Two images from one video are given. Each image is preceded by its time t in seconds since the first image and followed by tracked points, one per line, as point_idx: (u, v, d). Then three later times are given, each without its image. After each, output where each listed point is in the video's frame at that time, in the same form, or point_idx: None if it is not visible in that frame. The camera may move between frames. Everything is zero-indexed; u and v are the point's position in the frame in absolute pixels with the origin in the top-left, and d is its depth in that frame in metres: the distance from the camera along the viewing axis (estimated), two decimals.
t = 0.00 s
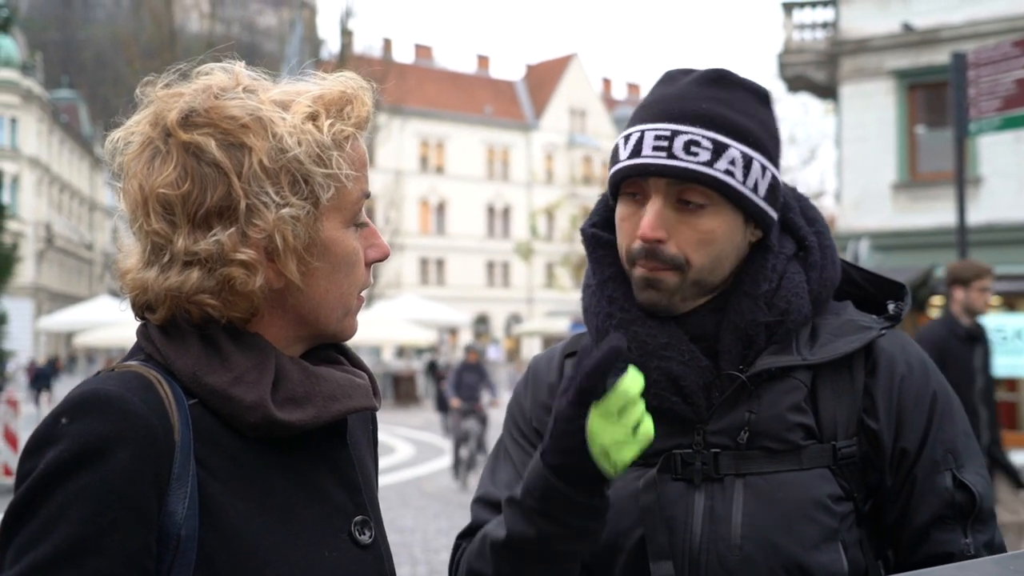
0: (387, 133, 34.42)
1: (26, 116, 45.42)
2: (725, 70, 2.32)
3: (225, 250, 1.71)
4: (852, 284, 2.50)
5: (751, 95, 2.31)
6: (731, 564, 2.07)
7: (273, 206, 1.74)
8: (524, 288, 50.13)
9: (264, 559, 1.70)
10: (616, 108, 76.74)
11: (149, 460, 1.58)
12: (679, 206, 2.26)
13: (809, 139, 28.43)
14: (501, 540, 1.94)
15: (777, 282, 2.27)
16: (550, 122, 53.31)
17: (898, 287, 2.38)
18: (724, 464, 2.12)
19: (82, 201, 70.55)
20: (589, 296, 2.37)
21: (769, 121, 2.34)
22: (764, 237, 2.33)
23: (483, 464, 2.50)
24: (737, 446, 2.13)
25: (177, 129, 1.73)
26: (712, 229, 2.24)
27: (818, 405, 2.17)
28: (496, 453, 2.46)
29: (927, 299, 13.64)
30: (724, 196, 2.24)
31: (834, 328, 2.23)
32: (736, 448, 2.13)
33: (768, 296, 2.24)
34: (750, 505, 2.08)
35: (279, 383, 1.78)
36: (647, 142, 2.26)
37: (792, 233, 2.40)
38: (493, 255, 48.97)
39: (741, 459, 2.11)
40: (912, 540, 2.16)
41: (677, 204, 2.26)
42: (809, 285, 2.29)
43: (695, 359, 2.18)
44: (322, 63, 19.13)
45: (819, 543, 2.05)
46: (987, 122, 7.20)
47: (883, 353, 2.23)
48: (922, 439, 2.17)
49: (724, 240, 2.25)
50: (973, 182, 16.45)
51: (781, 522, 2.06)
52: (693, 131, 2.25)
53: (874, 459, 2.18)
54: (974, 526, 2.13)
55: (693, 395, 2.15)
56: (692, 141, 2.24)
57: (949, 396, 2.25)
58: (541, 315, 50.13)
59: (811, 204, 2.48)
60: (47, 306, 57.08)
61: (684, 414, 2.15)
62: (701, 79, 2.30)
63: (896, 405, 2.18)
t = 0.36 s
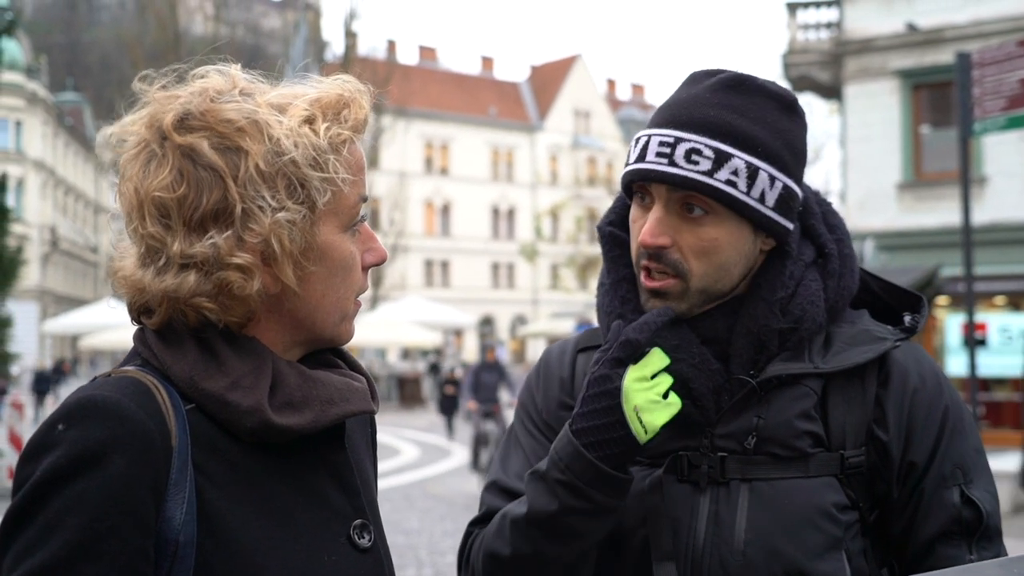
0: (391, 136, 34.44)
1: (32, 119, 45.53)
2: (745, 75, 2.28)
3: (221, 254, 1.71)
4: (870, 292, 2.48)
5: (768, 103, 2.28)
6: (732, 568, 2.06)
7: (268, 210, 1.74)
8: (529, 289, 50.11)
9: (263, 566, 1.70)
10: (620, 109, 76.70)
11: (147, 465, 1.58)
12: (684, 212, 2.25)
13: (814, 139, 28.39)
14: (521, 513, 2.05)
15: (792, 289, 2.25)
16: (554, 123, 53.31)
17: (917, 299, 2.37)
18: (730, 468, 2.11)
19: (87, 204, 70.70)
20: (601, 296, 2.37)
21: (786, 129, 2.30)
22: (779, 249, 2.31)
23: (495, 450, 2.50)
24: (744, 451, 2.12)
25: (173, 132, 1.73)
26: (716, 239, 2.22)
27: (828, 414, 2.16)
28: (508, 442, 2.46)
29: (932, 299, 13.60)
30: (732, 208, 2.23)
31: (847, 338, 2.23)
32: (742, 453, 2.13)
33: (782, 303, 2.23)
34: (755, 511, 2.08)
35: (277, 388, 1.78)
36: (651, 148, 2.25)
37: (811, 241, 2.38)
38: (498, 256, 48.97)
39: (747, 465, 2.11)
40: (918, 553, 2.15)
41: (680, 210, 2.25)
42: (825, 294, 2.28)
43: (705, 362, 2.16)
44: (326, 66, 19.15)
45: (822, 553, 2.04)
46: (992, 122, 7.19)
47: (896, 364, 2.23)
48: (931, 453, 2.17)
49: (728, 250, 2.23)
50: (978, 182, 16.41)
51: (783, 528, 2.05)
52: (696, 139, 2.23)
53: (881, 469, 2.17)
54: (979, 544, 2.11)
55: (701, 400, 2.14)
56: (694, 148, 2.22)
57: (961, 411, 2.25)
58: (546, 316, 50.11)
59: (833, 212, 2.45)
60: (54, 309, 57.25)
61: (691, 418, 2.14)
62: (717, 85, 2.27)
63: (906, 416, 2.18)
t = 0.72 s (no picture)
0: (388, 137, 34.47)
1: (28, 121, 45.46)
2: (743, 73, 2.28)
3: (212, 255, 1.70)
4: (863, 292, 2.48)
5: (766, 99, 2.28)
6: (726, 566, 2.05)
7: (261, 211, 1.74)
8: (527, 290, 50.07)
9: (255, 566, 1.69)
10: (618, 110, 76.76)
11: (136, 467, 1.58)
12: (679, 205, 2.24)
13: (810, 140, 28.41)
14: (513, 517, 2.05)
15: (786, 286, 2.24)
16: (552, 125, 53.34)
17: (909, 298, 2.37)
18: (724, 467, 2.11)
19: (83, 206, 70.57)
20: (595, 295, 2.36)
21: (780, 126, 2.30)
22: (772, 245, 2.31)
23: (490, 452, 2.49)
24: (738, 448, 2.12)
25: (167, 132, 1.72)
26: (711, 233, 2.22)
27: (821, 411, 2.16)
28: (503, 444, 2.45)
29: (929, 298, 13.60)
30: (727, 201, 2.22)
31: (841, 335, 2.23)
32: (736, 451, 2.12)
33: (777, 300, 2.22)
34: (749, 509, 2.07)
35: (268, 389, 1.77)
36: (648, 142, 2.24)
37: (806, 239, 2.37)
38: (495, 258, 48.98)
39: (740, 463, 2.10)
40: (913, 549, 2.15)
41: (676, 204, 2.24)
42: (820, 291, 2.28)
43: (699, 360, 2.15)
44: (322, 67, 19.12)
45: (817, 551, 2.04)
46: (988, 122, 7.19)
47: (890, 361, 2.22)
48: (926, 450, 2.16)
49: (723, 245, 2.22)
50: (975, 182, 16.43)
51: (777, 528, 2.05)
52: (692, 132, 2.23)
53: (875, 467, 2.16)
54: (976, 540, 2.11)
55: (695, 397, 2.13)
56: (690, 142, 2.22)
57: (955, 407, 2.24)
58: (543, 317, 50.13)
59: (827, 211, 2.45)
60: (50, 311, 57.19)
61: (684, 414, 2.14)
62: (714, 82, 2.27)
63: (900, 412, 2.18)
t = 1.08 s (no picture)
0: (383, 136, 34.43)
1: (22, 121, 45.39)
2: (720, 68, 2.28)
3: (205, 255, 1.70)
4: (854, 287, 2.48)
5: (743, 94, 2.27)
6: (719, 566, 2.05)
7: (254, 208, 1.73)
8: (523, 288, 50.03)
9: (254, 566, 1.69)
10: (613, 108, 76.76)
11: (131, 468, 1.57)
12: (675, 205, 2.24)
13: (806, 137, 28.44)
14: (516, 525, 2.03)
15: (773, 285, 2.24)
16: (547, 123, 53.35)
17: (901, 293, 2.36)
18: (715, 466, 2.11)
19: (78, 207, 70.44)
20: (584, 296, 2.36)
21: (762, 119, 2.30)
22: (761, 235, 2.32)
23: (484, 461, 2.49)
24: (729, 448, 2.12)
25: (159, 132, 1.71)
26: (709, 229, 2.22)
27: (812, 409, 2.15)
28: (497, 453, 2.45)
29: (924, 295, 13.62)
30: (723, 197, 2.22)
31: (832, 333, 2.21)
32: (727, 450, 2.12)
33: (764, 298, 2.22)
34: (741, 508, 2.07)
35: (266, 389, 1.77)
36: (637, 144, 2.23)
37: (792, 236, 2.37)
38: (491, 256, 48.98)
39: (732, 463, 2.10)
40: (906, 548, 2.14)
41: (672, 204, 2.24)
42: (807, 289, 2.27)
43: (689, 360, 2.16)
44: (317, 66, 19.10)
45: (808, 550, 2.03)
46: (983, 118, 7.20)
47: (881, 358, 2.21)
48: (918, 448, 2.15)
49: (721, 240, 2.23)
50: (969, 178, 16.47)
51: (770, 528, 2.05)
52: (681, 131, 2.22)
53: (867, 465, 2.15)
54: (968, 538, 2.09)
55: (684, 396, 2.14)
56: (680, 141, 2.21)
57: (949, 404, 2.22)
58: (539, 315, 50.15)
59: (814, 207, 2.44)
60: (46, 311, 57.13)
61: (674, 414, 2.14)
62: (689, 79, 2.27)
63: (890, 410, 2.17)
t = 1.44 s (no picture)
0: (382, 136, 34.37)
1: (21, 122, 45.34)
2: (703, 62, 2.33)
3: (206, 254, 1.69)
4: (845, 280, 2.46)
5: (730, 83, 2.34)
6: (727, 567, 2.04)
7: (255, 207, 1.72)
8: (522, 288, 50.01)
9: (255, 564, 1.68)
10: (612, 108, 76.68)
11: (135, 467, 1.56)
12: (715, 190, 2.27)
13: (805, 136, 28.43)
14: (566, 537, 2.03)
15: (771, 281, 2.23)
16: (546, 123, 53.32)
17: (893, 285, 2.34)
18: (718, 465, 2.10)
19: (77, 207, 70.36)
20: (582, 296, 2.37)
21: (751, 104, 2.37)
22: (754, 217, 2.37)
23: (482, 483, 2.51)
24: (731, 446, 2.11)
25: (161, 131, 1.71)
26: (748, 213, 2.26)
27: (812, 405, 2.14)
28: (492, 474, 2.47)
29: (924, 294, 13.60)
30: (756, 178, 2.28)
31: (827, 327, 2.19)
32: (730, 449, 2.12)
33: (763, 294, 2.21)
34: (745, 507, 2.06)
35: (268, 388, 1.76)
36: (677, 135, 2.24)
37: (782, 231, 2.35)
38: (491, 256, 48.97)
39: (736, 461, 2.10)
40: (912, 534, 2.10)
41: (711, 190, 2.27)
42: (804, 284, 2.24)
43: (690, 359, 2.17)
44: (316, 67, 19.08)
45: (818, 545, 2.03)
46: (983, 118, 7.20)
47: (877, 351, 2.19)
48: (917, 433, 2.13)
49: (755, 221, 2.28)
50: (969, 177, 16.47)
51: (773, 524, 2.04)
52: (718, 116, 2.25)
53: (869, 457, 2.14)
54: (975, 514, 2.03)
55: (686, 397, 2.14)
56: (719, 125, 2.24)
57: (946, 391, 2.20)
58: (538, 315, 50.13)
59: (800, 202, 2.42)
60: (45, 311, 57.10)
61: (675, 414, 2.14)
62: (679, 71, 2.32)
63: (892, 400, 2.15)
